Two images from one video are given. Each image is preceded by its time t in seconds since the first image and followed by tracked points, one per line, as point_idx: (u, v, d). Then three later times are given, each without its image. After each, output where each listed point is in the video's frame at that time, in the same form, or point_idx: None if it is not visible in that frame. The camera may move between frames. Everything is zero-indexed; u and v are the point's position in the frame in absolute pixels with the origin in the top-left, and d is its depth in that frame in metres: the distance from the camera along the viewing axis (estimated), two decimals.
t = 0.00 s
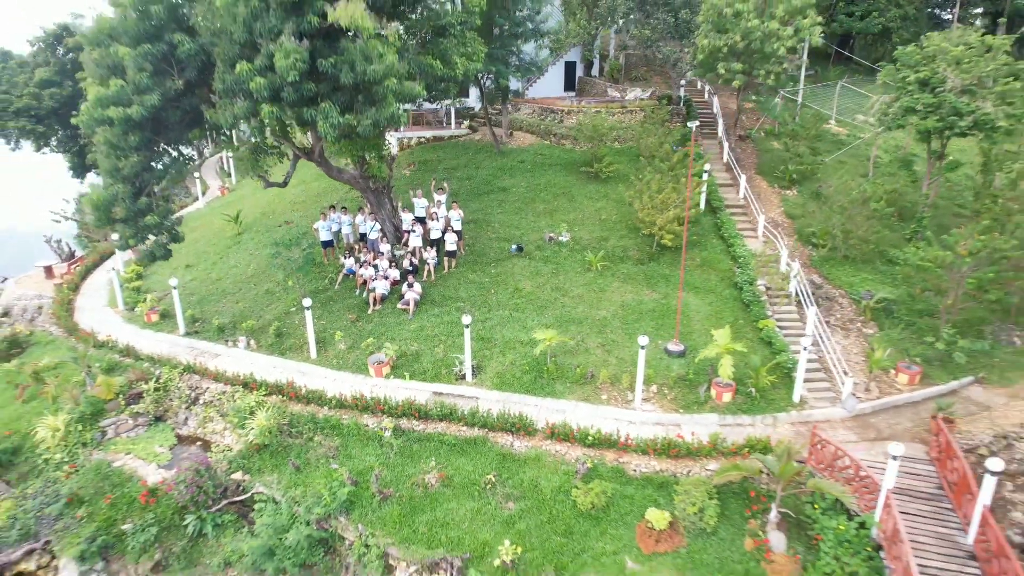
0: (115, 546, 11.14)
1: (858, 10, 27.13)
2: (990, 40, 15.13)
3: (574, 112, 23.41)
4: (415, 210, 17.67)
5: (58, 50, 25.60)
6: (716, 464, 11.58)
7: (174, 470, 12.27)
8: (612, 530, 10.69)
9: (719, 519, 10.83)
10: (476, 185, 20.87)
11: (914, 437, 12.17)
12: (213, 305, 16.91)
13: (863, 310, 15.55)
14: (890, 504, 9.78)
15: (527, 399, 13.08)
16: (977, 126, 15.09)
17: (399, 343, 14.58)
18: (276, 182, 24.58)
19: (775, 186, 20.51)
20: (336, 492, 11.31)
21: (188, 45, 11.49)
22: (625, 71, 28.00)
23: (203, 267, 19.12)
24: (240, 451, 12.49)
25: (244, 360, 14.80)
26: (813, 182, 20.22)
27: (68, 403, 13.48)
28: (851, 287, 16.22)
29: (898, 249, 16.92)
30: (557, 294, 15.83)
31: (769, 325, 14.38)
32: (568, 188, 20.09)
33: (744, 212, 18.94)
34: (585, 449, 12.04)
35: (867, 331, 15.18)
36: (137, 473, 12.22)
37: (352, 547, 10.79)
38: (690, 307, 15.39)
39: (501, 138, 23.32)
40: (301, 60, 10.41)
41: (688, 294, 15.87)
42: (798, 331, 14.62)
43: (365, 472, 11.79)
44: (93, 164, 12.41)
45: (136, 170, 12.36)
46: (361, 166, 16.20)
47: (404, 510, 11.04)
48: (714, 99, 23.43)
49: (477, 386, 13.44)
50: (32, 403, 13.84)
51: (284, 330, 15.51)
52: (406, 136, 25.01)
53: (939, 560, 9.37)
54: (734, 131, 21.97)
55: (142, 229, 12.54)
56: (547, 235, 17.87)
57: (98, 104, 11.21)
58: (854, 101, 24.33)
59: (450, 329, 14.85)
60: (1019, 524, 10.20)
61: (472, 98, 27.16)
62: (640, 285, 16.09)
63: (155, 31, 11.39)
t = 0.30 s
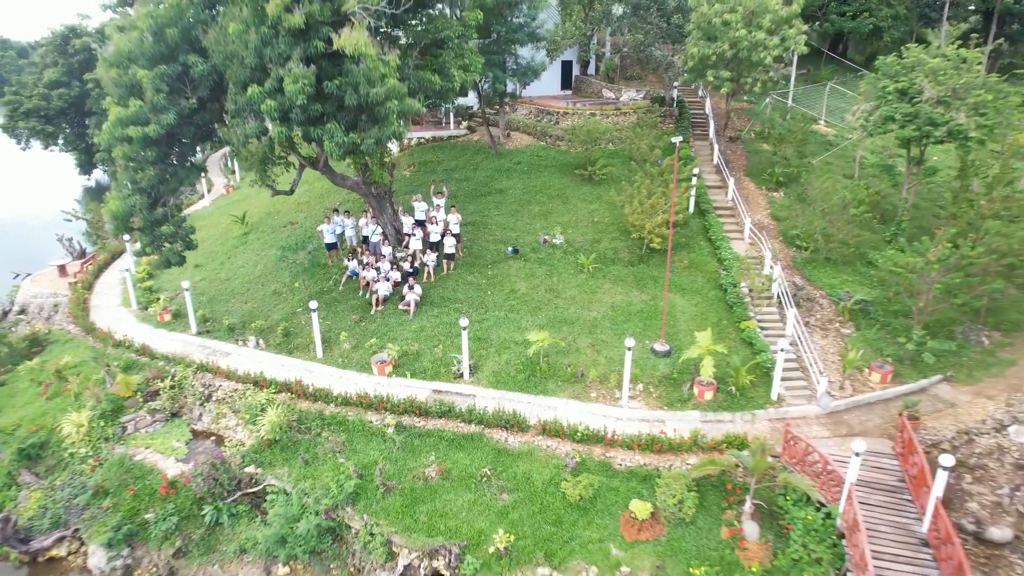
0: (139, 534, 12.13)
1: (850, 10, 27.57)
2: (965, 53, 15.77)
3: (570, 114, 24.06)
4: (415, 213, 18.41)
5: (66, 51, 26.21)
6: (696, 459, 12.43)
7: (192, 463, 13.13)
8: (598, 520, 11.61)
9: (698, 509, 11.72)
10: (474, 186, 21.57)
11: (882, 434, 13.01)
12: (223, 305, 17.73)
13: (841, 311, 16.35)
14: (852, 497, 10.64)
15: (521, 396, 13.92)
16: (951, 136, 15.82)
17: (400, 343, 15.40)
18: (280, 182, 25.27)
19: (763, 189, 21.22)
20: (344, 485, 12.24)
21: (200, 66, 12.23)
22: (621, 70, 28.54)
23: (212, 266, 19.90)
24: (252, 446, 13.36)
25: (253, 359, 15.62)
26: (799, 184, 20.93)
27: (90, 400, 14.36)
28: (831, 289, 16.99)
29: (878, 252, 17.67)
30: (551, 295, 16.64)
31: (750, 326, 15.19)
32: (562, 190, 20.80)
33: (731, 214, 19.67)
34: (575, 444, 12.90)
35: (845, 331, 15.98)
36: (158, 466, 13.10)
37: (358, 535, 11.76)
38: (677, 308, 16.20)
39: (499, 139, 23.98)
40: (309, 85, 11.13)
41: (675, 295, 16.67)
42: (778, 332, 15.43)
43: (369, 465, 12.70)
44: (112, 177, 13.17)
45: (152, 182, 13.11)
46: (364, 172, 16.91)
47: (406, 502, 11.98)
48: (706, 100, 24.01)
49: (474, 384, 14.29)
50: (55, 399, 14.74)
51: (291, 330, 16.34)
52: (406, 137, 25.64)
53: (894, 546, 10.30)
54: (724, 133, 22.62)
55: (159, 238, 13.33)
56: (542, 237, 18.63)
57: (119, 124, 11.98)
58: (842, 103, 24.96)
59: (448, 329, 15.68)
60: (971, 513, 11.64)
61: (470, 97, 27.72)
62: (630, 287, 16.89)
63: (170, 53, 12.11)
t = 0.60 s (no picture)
0: (161, 523, 13.10)
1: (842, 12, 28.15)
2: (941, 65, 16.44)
3: (565, 116, 24.73)
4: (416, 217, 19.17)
5: (74, 52, 26.85)
6: (678, 453, 13.30)
7: (207, 456, 14.02)
8: (586, 510, 12.52)
9: (679, 500, 12.60)
10: (472, 187, 22.31)
11: (854, 429, 13.87)
12: (233, 304, 18.56)
13: (821, 312, 17.17)
14: (819, 489, 11.52)
15: (515, 394, 14.81)
16: (926, 145, 16.62)
17: (402, 343, 16.24)
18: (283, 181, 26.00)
19: (751, 190, 21.95)
20: (350, 478, 13.18)
21: (213, 84, 12.96)
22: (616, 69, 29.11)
23: (220, 266, 20.70)
24: (264, 440, 14.24)
25: (263, 357, 16.48)
26: (786, 186, 21.65)
27: (110, 397, 15.24)
28: (813, 290, 17.79)
29: (858, 254, 18.44)
30: (545, 295, 17.48)
31: (733, 326, 16.02)
32: (558, 192, 21.56)
33: (720, 216, 20.43)
34: (565, 439, 13.78)
35: (824, 331, 16.80)
36: (176, 459, 13.99)
37: (364, 524, 12.75)
38: (665, 309, 17.02)
39: (496, 140, 24.68)
40: (316, 105, 11.85)
41: (663, 296, 17.49)
42: (760, 332, 16.26)
43: (374, 459, 13.62)
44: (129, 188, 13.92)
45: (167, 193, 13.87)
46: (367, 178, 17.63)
47: (408, 493, 12.93)
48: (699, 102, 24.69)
49: (472, 383, 15.17)
50: (77, 396, 15.63)
51: (299, 330, 17.20)
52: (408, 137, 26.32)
53: (856, 534, 11.22)
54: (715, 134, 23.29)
55: (174, 246, 14.12)
56: (538, 239, 19.41)
57: (137, 141, 12.74)
58: (832, 104, 25.53)
59: (447, 329, 16.53)
60: (932, 503, 12.84)
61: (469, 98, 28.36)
62: (620, 288, 17.70)
63: (184, 73, 12.84)
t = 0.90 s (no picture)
0: (181, 511, 14.10)
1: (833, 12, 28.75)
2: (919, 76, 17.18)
3: (561, 117, 25.40)
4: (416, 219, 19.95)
5: (80, 52, 27.41)
6: (663, 446, 14.21)
7: (222, 450, 14.97)
8: (576, 499, 13.51)
9: (663, 490, 13.55)
10: (471, 188, 23.07)
11: (829, 424, 14.77)
12: (242, 303, 19.42)
13: (802, 311, 18.03)
14: (792, 481, 12.43)
15: (511, 390, 15.71)
16: (903, 152, 17.40)
17: (403, 342, 17.12)
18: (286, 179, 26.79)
19: (740, 191, 22.70)
20: (357, 470, 14.15)
21: (225, 100, 13.73)
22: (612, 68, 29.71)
23: (228, 264, 21.54)
24: (275, 434, 15.17)
25: (272, 355, 17.37)
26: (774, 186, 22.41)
27: (129, 393, 16.16)
28: (796, 290, 18.63)
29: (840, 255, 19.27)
30: (540, 295, 18.35)
31: (718, 326, 16.89)
32: (553, 192, 22.33)
33: (709, 216, 21.23)
34: (557, 433, 14.69)
35: (804, 329, 17.68)
36: (193, 452, 14.94)
37: (370, 512, 13.78)
38: (653, 308, 17.89)
39: (494, 140, 25.39)
40: (323, 124, 12.69)
41: (652, 296, 18.36)
42: (743, 331, 17.13)
43: (378, 452, 14.57)
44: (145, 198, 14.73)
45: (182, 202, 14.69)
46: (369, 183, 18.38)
47: (411, 484, 13.91)
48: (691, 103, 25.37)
49: (470, 380, 16.08)
50: (97, 392, 16.55)
51: (306, 328, 18.08)
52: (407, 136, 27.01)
53: (824, 522, 12.19)
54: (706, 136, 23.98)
55: (189, 252, 14.96)
56: (533, 240, 20.22)
57: (154, 155, 13.54)
58: (822, 104, 26.19)
59: (447, 328, 17.41)
60: (898, 493, 13.95)
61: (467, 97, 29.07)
62: (611, 288, 18.56)
63: (197, 90, 13.60)
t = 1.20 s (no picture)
0: (197, 500, 15.06)
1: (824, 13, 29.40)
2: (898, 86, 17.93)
3: (557, 119, 26.12)
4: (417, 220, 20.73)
5: (88, 53, 28.08)
6: (649, 440, 15.13)
7: (235, 443, 15.90)
8: (568, 489, 14.47)
9: (649, 481, 14.49)
10: (469, 188, 23.83)
11: (807, 419, 15.68)
12: (250, 302, 20.28)
13: (786, 310, 18.90)
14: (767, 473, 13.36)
15: (508, 387, 16.61)
16: (882, 159, 18.21)
17: (405, 340, 17.99)
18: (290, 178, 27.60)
19: (730, 192, 23.47)
20: (362, 462, 15.11)
21: (236, 114, 14.53)
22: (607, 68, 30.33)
23: (236, 263, 22.37)
24: (284, 428, 16.08)
25: (280, 352, 18.24)
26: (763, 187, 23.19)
27: (146, 389, 17.08)
28: (780, 289, 19.48)
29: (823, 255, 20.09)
30: (535, 295, 19.21)
31: (704, 325, 17.76)
32: (549, 193, 23.11)
33: (698, 217, 22.03)
34: (550, 427, 15.61)
35: (787, 327, 18.55)
36: (207, 445, 15.87)
37: (374, 501, 14.73)
38: (643, 307, 18.77)
39: (492, 141, 26.13)
40: (329, 139, 13.49)
41: (643, 295, 19.23)
42: (728, 330, 18.01)
43: (382, 445, 15.52)
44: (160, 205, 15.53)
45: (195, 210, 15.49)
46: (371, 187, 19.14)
47: (413, 476, 14.88)
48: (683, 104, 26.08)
49: (468, 376, 16.98)
50: (115, 387, 17.47)
51: (312, 326, 18.94)
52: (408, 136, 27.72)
53: (796, 511, 13.15)
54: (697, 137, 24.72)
55: (202, 256, 15.73)
56: (529, 241, 21.03)
57: (170, 167, 14.34)
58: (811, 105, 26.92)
59: (446, 327, 18.29)
60: (869, 483, 14.91)
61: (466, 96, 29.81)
62: (604, 287, 19.42)
63: (210, 104, 14.37)
